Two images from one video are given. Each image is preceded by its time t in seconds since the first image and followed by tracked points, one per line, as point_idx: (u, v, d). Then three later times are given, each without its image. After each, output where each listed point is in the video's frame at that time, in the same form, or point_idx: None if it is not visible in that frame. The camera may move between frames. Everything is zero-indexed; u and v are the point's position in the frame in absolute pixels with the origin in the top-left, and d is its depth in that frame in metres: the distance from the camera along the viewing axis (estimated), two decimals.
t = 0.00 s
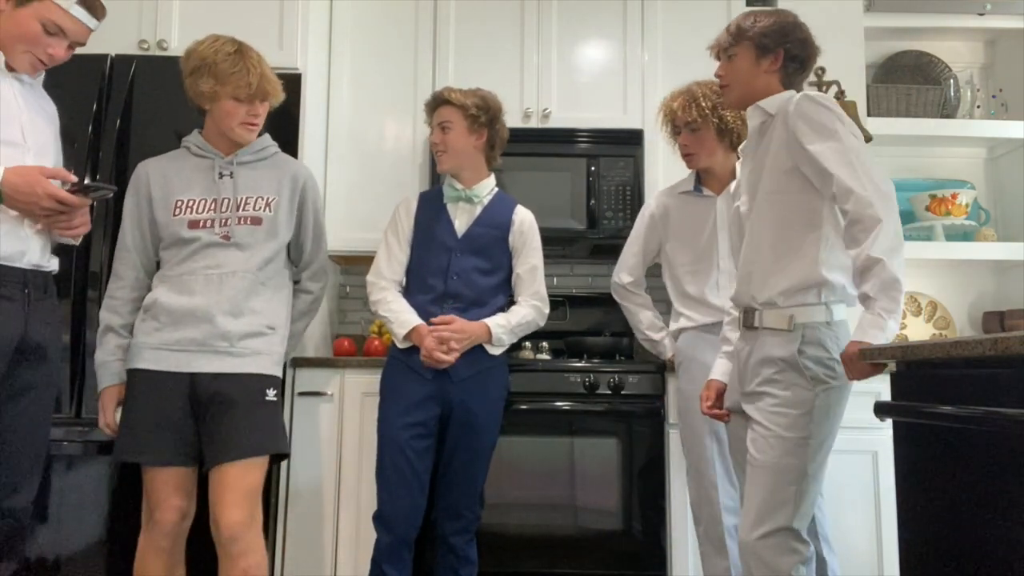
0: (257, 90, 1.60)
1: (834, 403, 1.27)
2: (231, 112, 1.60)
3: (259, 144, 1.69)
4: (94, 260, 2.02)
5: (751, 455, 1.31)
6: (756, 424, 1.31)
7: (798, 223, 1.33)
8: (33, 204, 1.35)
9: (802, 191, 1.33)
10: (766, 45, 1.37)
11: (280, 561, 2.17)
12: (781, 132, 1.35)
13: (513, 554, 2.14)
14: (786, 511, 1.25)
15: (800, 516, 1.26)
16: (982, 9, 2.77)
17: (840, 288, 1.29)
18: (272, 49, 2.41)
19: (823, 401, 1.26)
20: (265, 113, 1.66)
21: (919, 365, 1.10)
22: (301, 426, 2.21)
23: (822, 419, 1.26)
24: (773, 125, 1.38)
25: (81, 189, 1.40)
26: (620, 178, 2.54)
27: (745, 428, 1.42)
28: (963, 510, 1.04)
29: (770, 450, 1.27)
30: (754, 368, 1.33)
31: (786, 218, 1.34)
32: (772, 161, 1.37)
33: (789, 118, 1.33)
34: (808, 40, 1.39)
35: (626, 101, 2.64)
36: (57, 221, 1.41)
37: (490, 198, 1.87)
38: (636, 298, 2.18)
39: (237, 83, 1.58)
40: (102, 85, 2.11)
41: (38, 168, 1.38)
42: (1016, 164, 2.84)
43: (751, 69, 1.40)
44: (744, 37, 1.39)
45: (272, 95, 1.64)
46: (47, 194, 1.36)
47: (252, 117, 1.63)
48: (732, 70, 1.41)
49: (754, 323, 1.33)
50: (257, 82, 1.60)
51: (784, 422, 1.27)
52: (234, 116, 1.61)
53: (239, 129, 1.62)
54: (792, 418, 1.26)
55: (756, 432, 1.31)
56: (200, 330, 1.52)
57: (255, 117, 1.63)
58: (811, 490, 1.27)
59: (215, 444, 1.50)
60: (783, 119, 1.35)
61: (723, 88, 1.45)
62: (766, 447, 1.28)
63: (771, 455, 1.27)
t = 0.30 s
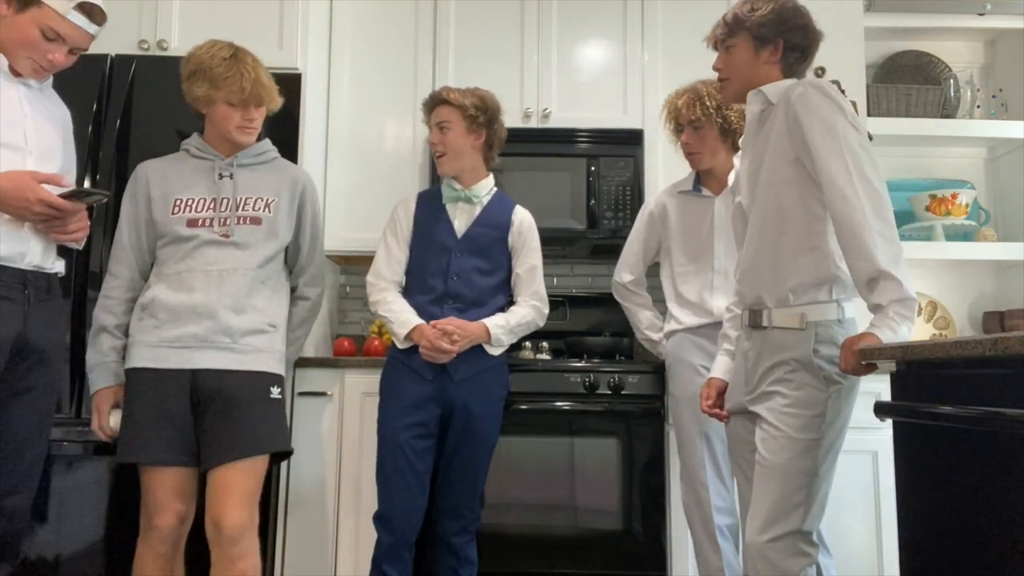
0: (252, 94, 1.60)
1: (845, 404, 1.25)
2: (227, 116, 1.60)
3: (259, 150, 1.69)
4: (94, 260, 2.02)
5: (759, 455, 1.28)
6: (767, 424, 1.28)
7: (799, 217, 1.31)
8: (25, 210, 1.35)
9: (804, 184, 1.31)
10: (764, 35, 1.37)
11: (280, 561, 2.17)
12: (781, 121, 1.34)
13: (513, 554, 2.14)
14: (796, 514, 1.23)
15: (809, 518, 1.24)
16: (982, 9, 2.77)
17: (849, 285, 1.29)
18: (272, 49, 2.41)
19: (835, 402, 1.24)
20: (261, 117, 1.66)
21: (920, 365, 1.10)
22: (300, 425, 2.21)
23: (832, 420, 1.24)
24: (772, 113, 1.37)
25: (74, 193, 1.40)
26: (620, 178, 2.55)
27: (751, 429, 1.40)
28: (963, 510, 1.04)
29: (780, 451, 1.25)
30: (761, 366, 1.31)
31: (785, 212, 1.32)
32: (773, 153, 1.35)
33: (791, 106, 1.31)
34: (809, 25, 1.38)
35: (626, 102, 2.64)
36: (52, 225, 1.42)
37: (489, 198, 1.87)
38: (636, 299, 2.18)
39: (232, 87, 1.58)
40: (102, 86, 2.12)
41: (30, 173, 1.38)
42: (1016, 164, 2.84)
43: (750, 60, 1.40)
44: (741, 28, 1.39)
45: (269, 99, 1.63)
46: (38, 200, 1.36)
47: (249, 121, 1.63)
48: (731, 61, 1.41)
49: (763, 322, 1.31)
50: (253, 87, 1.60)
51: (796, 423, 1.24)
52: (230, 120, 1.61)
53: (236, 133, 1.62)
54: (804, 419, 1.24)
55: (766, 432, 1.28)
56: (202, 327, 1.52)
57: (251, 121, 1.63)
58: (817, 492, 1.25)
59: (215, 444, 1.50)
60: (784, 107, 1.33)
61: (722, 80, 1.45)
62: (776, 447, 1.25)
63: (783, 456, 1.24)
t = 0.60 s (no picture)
0: (254, 97, 1.60)
1: (838, 405, 1.25)
2: (228, 119, 1.61)
3: (262, 153, 1.69)
4: (94, 260, 2.02)
5: (755, 456, 1.28)
6: (762, 424, 1.28)
7: (792, 215, 1.31)
8: (20, 211, 1.35)
9: (797, 182, 1.32)
10: (762, 33, 1.37)
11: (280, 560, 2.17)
12: (775, 116, 1.33)
13: (512, 554, 2.14)
14: (791, 515, 1.23)
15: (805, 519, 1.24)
16: (982, 9, 2.77)
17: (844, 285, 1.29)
18: (271, 49, 2.41)
19: (829, 402, 1.24)
20: (262, 121, 1.66)
21: (920, 365, 1.10)
22: (300, 425, 2.21)
23: (827, 420, 1.24)
24: (766, 109, 1.37)
25: (70, 194, 1.39)
26: (620, 178, 2.55)
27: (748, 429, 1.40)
28: (963, 509, 1.04)
29: (775, 451, 1.25)
30: (757, 366, 1.31)
31: (781, 211, 1.32)
32: (765, 151, 1.35)
33: (782, 102, 1.31)
34: (809, 20, 1.38)
35: (626, 102, 2.64)
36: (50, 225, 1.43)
37: (488, 196, 1.87)
38: (636, 299, 2.18)
39: (232, 90, 1.59)
40: (102, 86, 2.12)
41: (27, 173, 1.37)
42: (1016, 164, 2.84)
43: (748, 58, 1.39)
44: (739, 26, 1.39)
45: (270, 103, 1.63)
46: (34, 201, 1.36)
47: (249, 125, 1.63)
48: (728, 59, 1.41)
49: (759, 322, 1.31)
50: (255, 90, 1.61)
51: (790, 424, 1.24)
52: (231, 123, 1.61)
53: (236, 137, 1.62)
54: (798, 420, 1.24)
55: (761, 433, 1.28)
56: (202, 327, 1.52)
57: (252, 125, 1.63)
58: (814, 493, 1.25)
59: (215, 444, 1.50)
60: (777, 103, 1.33)
61: (721, 79, 1.46)
62: (771, 448, 1.25)
63: (777, 457, 1.24)
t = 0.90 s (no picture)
0: (261, 98, 1.60)
1: (841, 406, 1.25)
2: (236, 120, 1.61)
3: (267, 157, 1.70)
4: (94, 261, 2.02)
5: (755, 457, 1.28)
6: (763, 425, 1.28)
7: (790, 214, 1.32)
8: (21, 211, 1.35)
9: (794, 182, 1.32)
10: (763, 32, 1.37)
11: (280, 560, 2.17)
12: (773, 114, 1.33)
13: (512, 554, 2.15)
14: (791, 516, 1.23)
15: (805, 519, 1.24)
16: (982, 9, 2.77)
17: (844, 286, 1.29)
18: (271, 49, 2.41)
19: (830, 403, 1.23)
20: (272, 123, 1.65)
21: (920, 364, 1.10)
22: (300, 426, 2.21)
23: (828, 421, 1.24)
24: (764, 107, 1.37)
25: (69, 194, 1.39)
26: (620, 178, 2.55)
27: (750, 429, 1.40)
28: (964, 509, 1.04)
29: (775, 452, 1.25)
30: (758, 366, 1.31)
31: (779, 211, 1.33)
32: (762, 151, 1.36)
33: (779, 100, 1.32)
34: (810, 16, 1.37)
35: (626, 102, 2.64)
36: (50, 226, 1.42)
37: (489, 194, 1.87)
38: (638, 298, 2.16)
39: (242, 91, 1.58)
40: (102, 86, 2.12)
41: (26, 174, 1.37)
42: (1016, 163, 2.84)
43: (749, 57, 1.40)
44: (739, 26, 1.39)
45: (278, 104, 1.63)
46: (34, 201, 1.35)
47: (258, 126, 1.62)
48: (729, 59, 1.42)
49: (760, 322, 1.31)
50: (263, 91, 1.60)
51: (790, 425, 1.24)
52: (239, 124, 1.61)
53: (245, 137, 1.62)
54: (798, 421, 1.24)
55: (761, 434, 1.28)
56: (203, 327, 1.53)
57: (261, 126, 1.62)
58: (815, 493, 1.24)
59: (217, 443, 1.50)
60: (775, 101, 1.33)
61: (722, 79, 1.46)
62: (772, 449, 1.25)
63: (777, 458, 1.24)
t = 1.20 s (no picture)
0: (266, 101, 1.60)
1: (844, 407, 1.25)
2: (241, 122, 1.61)
3: (274, 163, 1.70)
4: (94, 261, 2.02)
5: (757, 458, 1.28)
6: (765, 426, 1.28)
7: (793, 214, 1.32)
8: (19, 211, 1.35)
9: (796, 181, 1.32)
10: (766, 31, 1.37)
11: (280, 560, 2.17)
12: (775, 112, 1.33)
13: (513, 554, 2.14)
14: (793, 517, 1.23)
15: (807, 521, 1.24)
16: (982, 9, 2.77)
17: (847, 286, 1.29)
18: (272, 49, 2.41)
19: (833, 403, 1.23)
20: (277, 129, 1.65)
21: (920, 365, 1.09)
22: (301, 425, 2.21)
23: (830, 421, 1.24)
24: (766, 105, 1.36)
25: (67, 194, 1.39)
26: (620, 178, 2.55)
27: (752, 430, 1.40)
28: (965, 510, 1.04)
29: (777, 453, 1.25)
30: (760, 366, 1.31)
31: (782, 210, 1.33)
32: (764, 150, 1.36)
33: (781, 98, 1.31)
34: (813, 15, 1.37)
35: (625, 102, 2.64)
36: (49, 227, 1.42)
37: (491, 194, 1.87)
38: (638, 298, 2.16)
39: (248, 93, 1.59)
40: (102, 86, 2.12)
41: (24, 174, 1.37)
42: (1016, 163, 2.84)
43: (752, 56, 1.40)
44: (742, 25, 1.39)
45: (284, 108, 1.63)
46: (32, 201, 1.35)
47: (261, 130, 1.62)
48: (732, 59, 1.42)
49: (762, 322, 1.31)
50: (268, 94, 1.60)
51: (792, 425, 1.24)
52: (242, 127, 1.61)
53: (247, 140, 1.61)
54: (800, 421, 1.24)
55: (763, 434, 1.28)
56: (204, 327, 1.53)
57: (264, 129, 1.62)
58: (817, 494, 1.24)
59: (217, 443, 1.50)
60: (777, 98, 1.33)
61: (725, 78, 1.46)
62: (773, 450, 1.25)
63: (778, 459, 1.24)
